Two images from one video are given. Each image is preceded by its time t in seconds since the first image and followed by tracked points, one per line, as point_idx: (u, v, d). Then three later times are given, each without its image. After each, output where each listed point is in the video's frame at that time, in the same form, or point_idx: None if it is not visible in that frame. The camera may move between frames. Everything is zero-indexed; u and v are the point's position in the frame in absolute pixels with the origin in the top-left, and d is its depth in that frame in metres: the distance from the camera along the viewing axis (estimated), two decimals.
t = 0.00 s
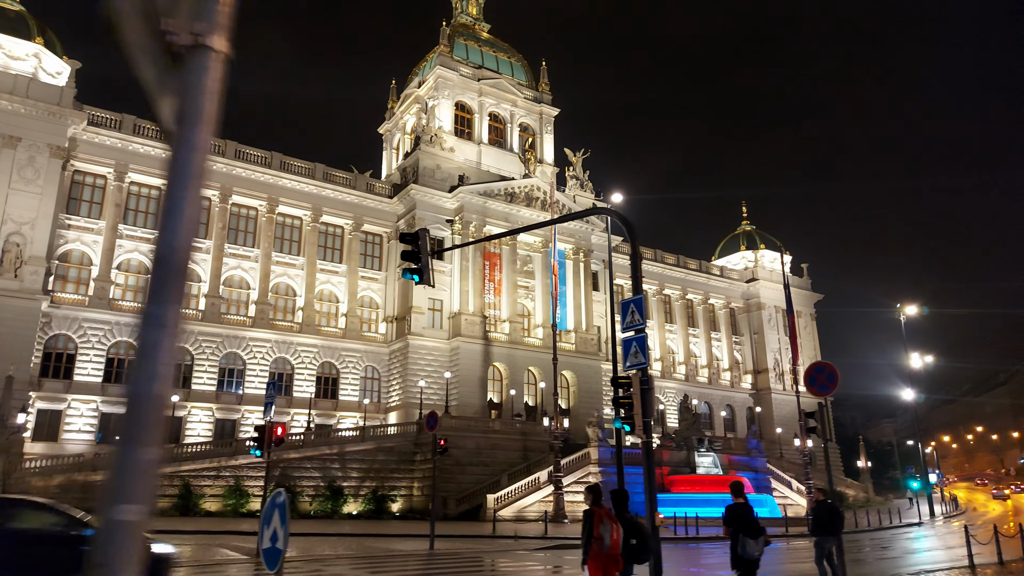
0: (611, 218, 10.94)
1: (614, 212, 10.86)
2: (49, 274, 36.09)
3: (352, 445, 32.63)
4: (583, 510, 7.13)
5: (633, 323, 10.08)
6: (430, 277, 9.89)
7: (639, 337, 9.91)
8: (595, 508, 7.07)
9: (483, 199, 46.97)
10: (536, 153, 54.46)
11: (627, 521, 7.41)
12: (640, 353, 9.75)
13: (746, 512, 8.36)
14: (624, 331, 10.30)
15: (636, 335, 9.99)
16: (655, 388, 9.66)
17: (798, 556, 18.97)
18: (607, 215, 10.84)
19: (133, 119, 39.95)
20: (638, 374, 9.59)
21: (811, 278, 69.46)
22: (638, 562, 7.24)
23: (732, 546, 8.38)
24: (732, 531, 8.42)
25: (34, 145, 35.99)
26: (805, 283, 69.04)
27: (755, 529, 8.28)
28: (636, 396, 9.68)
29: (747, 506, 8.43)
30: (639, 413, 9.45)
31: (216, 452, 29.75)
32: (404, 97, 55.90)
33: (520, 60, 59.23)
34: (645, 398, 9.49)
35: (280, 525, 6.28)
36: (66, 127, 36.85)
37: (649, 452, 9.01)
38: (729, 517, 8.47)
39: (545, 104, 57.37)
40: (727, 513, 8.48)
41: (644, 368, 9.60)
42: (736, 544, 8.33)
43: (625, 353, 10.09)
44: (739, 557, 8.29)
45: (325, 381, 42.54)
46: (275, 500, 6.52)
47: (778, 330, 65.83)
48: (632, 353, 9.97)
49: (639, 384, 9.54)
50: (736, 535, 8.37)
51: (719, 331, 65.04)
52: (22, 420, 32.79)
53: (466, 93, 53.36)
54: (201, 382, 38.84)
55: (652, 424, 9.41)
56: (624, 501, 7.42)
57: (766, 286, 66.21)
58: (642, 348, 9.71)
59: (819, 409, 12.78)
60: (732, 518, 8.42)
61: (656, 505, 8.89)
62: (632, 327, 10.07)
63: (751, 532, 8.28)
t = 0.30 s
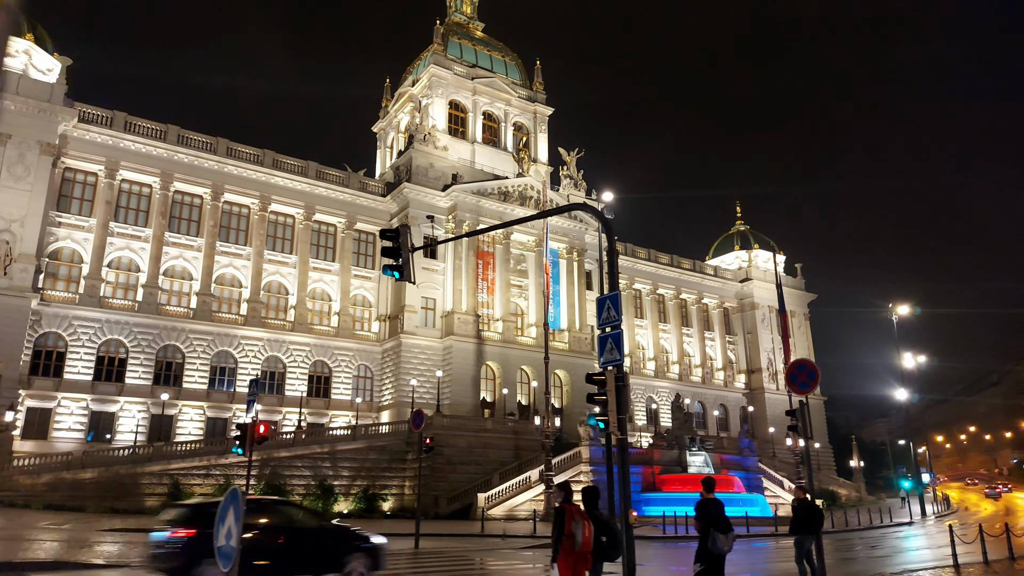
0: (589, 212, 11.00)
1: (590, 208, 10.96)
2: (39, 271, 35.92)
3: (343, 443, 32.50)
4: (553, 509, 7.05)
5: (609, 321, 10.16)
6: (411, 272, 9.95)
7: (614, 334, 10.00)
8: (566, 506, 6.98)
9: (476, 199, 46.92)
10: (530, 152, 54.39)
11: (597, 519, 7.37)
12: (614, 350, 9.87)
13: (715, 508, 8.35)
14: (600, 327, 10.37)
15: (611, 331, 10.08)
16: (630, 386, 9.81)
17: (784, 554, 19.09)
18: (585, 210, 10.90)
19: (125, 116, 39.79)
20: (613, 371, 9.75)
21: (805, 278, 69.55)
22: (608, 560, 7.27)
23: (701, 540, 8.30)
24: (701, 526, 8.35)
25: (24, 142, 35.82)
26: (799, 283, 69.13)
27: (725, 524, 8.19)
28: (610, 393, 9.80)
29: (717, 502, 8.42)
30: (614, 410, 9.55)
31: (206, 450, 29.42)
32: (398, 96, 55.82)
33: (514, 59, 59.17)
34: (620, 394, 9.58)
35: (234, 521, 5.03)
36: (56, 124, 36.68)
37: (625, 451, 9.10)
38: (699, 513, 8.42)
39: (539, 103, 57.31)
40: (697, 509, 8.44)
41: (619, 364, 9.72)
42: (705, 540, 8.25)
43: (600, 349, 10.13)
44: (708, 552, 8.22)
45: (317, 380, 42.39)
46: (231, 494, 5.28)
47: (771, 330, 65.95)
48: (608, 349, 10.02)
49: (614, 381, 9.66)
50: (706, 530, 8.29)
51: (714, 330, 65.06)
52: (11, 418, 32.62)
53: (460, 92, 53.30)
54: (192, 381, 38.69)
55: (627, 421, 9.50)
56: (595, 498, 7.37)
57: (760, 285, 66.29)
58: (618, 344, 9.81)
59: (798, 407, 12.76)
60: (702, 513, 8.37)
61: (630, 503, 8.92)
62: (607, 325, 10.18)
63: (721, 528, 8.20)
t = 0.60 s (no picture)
0: (569, 204, 10.63)
1: (569, 199, 10.58)
2: (32, 269, 35.74)
3: (337, 442, 32.33)
4: (526, 508, 6.97)
5: (587, 316, 9.88)
6: (394, 270, 9.65)
7: (593, 329, 9.70)
8: (540, 506, 6.91)
9: (473, 196, 46.71)
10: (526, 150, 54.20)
11: (568, 518, 7.35)
12: (593, 346, 9.57)
13: (687, 507, 8.14)
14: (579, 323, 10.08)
15: (590, 327, 9.76)
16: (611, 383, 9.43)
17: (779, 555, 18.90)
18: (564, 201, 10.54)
19: (118, 113, 39.59)
20: (590, 367, 9.46)
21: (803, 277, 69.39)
22: (581, 560, 7.36)
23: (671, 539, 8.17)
24: (672, 524, 8.20)
25: (17, 139, 35.64)
26: (797, 282, 68.97)
27: (696, 524, 8.02)
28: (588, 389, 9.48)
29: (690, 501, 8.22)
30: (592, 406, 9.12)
31: (199, 449, 29.15)
32: (394, 93, 55.63)
33: (511, 57, 58.95)
34: (598, 390, 9.22)
35: (186, 524, 4.70)
36: (49, 121, 36.48)
37: (601, 447, 8.88)
38: (671, 511, 8.23)
39: (536, 100, 57.08)
40: (668, 507, 8.25)
41: (598, 361, 9.42)
42: (676, 539, 8.13)
43: (580, 345, 9.83)
44: (677, 552, 8.13)
45: (312, 379, 42.26)
46: (183, 493, 4.94)
47: (769, 329, 65.77)
48: (586, 345, 9.76)
49: (593, 377, 9.27)
50: (677, 530, 8.14)
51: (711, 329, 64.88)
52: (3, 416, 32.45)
53: (457, 89, 53.08)
54: (186, 379, 38.52)
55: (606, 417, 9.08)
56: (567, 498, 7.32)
57: (757, 284, 66.15)
58: (596, 340, 9.53)
59: (786, 405, 12.42)
60: (672, 511, 8.21)
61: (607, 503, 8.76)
62: (586, 320, 9.87)
63: (693, 527, 8.02)
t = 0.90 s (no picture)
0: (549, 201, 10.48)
1: (550, 195, 10.40)
2: (29, 268, 35.71)
3: (334, 441, 32.26)
4: (503, 502, 7.10)
5: (568, 311, 9.80)
6: (379, 266, 9.66)
7: (574, 325, 9.62)
8: (517, 502, 7.04)
9: (471, 195, 46.46)
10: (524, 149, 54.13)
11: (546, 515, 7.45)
12: (574, 342, 9.50)
13: (662, 505, 8.09)
14: (560, 319, 9.98)
15: (571, 324, 9.67)
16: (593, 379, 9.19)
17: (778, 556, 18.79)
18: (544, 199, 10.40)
19: (115, 112, 39.56)
20: (571, 362, 9.40)
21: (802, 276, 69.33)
22: (556, 556, 7.57)
23: (646, 536, 8.16)
24: (647, 523, 8.16)
25: (13, 137, 35.62)
26: (796, 281, 68.89)
27: (671, 522, 8.04)
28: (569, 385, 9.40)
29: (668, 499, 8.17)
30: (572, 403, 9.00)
31: (195, 448, 29.05)
32: (392, 92, 55.56)
33: (509, 56, 58.89)
34: (579, 387, 9.04)
35: (142, 521, 4.67)
36: (46, 119, 36.46)
37: (581, 443, 8.82)
38: (645, 509, 8.19)
39: (534, 99, 56.98)
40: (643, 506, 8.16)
41: (579, 356, 9.31)
42: (650, 537, 8.13)
43: (561, 341, 9.75)
44: (651, 549, 8.14)
45: (310, 377, 42.21)
46: (141, 489, 4.86)
47: (767, 328, 65.71)
48: (568, 340, 9.69)
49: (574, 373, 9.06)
50: (650, 528, 8.13)
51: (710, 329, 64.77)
52: None
53: (455, 88, 53.01)
54: (183, 378, 38.48)
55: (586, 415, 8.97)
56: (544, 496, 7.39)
57: (756, 284, 66.10)
58: (577, 336, 9.48)
59: (773, 400, 12.23)
60: (647, 510, 8.15)
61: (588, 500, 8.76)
62: (567, 316, 9.79)
63: (667, 525, 8.04)
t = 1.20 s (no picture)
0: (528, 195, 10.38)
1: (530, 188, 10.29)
2: (24, 268, 35.59)
3: (329, 441, 32.16)
4: (476, 501, 7.05)
5: (548, 307, 9.67)
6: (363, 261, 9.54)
7: (554, 320, 9.54)
8: (489, 500, 7.00)
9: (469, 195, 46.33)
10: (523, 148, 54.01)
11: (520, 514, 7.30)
12: (554, 338, 9.45)
13: (637, 504, 7.96)
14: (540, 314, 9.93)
15: (550, 319, 9.60)
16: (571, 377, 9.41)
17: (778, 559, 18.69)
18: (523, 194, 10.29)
19: (112, 110, 39.47)
20: (551, 359, 9.35)
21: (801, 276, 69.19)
22: (533, 557, 7.24)
23: (623, 536, 7.97)
24: (622, 521, 7.99)
25: (9, 136, 35.53)
26: (795, 281, 68.73)
27: (648, 519, 7.89)
28: (548, 382, 9.40)
29: (643, 496, 8.05)
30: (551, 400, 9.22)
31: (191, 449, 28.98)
32: (391, 91, 55.41)
33: (507, 54, 58.76)
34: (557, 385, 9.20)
35: (91, 522, 5.31)
36: (42, 118, 36.38)
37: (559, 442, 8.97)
38: (621, 508, 8.03)
39: (533, 98, 56.81)
40: (618, 505, 8.01)
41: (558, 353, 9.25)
42: (627, 535, 7.94)
43: (540, 336, 9.70)
44: (629, 548, 7.95)
45: (307, 377, 42.09)
46: (94, 491, 5.55)
47: (767, 328, 65.56)
48: (548, 336, 9.62)
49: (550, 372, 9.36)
50: (627, 526, 7.96)
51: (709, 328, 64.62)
52: None
53: (453, 87, 52.89)
54: (180, 378, 38.39)
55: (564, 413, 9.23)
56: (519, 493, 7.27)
57: (755, 283, 65.96)
58: (557, 331, 9.39)
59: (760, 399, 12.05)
60: (623, 508, 7.99)
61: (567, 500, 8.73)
62: (546, 311, 9.65)
63: (643, 522, 7.89)
